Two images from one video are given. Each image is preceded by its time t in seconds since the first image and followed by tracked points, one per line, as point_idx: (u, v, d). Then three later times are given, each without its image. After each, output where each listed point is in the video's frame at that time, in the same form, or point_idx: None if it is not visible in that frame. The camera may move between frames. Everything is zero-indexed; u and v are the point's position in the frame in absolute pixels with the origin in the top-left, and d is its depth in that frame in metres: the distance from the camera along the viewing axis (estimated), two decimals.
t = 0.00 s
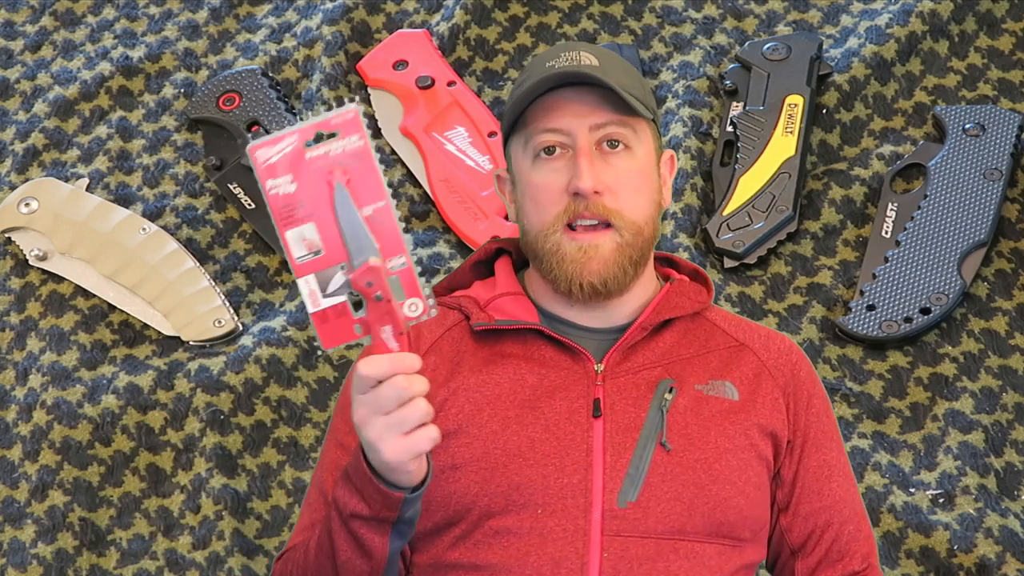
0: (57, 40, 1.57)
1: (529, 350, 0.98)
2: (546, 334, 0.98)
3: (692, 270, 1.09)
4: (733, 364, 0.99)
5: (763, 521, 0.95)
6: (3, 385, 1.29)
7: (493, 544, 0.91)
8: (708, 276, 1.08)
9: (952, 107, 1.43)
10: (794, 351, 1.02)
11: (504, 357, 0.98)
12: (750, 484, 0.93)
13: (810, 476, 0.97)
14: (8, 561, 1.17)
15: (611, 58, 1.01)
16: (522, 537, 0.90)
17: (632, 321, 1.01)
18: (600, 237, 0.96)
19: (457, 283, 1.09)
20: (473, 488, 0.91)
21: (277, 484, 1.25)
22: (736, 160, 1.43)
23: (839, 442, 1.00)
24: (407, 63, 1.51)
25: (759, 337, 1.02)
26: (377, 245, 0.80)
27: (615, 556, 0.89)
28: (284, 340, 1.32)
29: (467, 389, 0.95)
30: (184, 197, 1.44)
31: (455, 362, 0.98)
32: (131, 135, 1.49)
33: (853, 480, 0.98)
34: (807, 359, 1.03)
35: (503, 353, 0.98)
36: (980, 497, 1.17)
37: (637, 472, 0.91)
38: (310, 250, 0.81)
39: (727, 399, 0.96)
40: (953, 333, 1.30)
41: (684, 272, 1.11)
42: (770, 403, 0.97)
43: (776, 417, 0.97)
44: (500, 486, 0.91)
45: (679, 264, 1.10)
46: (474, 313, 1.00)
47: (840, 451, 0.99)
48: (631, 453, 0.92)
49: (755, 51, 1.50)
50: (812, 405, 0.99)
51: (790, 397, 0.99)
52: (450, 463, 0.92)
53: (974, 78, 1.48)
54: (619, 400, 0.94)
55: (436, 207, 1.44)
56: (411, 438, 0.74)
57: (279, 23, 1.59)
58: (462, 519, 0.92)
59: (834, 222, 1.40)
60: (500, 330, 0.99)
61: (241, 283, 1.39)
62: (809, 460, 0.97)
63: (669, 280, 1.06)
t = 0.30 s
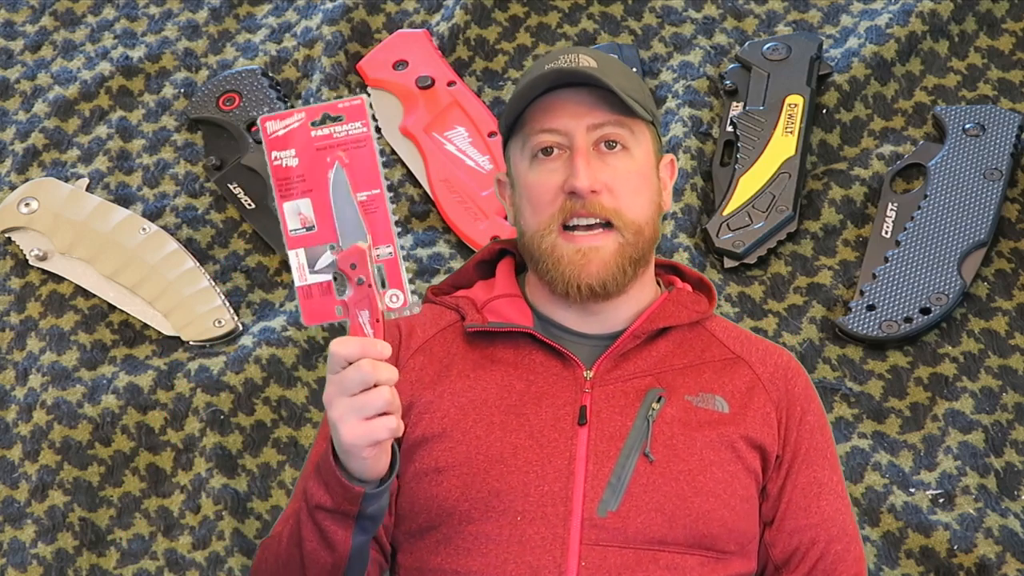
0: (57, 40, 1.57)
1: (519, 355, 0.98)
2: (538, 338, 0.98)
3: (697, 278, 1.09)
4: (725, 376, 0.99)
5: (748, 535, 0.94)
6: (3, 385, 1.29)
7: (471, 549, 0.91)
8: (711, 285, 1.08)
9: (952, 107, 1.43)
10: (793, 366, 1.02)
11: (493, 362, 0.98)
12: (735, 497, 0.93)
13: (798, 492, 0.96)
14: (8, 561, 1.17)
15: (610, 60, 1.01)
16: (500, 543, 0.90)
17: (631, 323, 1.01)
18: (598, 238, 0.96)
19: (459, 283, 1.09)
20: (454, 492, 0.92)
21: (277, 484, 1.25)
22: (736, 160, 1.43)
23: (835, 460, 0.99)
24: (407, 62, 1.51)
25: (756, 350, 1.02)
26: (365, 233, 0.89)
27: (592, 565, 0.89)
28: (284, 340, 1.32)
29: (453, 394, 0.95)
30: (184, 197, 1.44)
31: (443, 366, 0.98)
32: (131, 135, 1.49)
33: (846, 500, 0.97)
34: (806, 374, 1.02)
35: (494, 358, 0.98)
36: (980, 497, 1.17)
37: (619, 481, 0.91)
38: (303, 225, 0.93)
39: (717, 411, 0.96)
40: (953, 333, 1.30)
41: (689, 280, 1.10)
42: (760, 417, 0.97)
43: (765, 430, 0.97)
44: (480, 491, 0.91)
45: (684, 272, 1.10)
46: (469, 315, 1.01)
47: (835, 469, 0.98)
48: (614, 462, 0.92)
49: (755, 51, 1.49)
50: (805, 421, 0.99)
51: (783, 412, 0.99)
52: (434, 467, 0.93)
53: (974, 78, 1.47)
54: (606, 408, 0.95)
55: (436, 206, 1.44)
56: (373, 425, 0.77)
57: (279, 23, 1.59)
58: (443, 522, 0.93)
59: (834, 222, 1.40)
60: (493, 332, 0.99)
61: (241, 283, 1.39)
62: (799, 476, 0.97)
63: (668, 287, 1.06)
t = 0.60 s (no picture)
0: (57, 40, 1.57)
1: (514, 360, 0.98)
2: (534, 342, 0.98)
3: (693, 279, 1.09)
4: (721, 381, 0.98)
5: (743, 540, 0.95)
6: (3, 385, 1.29)
7: (466, 556, 0.92)
8: (709, 287, 1.07)
9: (952, 107, 1.43)
10: (789, 368, 1.02)
11: (487, 367, 0.97)
12: (730, 504, 0.93)
13: (795, 497, 0.97)
14: (8, 561, 1.17)
15: (608, 62, 1.00)
16: (495, 552, 0.91)
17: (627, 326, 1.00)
18: (593, 247, 0.96)
19: (456, 283, 1.09)
20: (450, 499, 0.92)
21: (277, 484, 1.25)
22: (736, 159, 1.43)
23: (831, 463, 0.99)
24: (407, 62, 1.51)
25: (751, 353, 1.01)
26: (350, 300, 0.78)
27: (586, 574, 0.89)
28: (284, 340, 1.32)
29: (448, 401, 0.95)
30: (184, 197, 1.44)
31: (438, 372, 0.97)
32: (130, 135, 1.49)
33: (842, 503, 0.98)
34: (801, 377, 1.02)
35: (489, 362, 0.98)
36: (980, 497, 1.17)
37: (614, 489, 0.91)
38: (282, 303, 0.78)
39: (712, 418, 0.96)
40: (953, 333, 1.30)
41: (685, 281, 1.10)
42: (755, 424, 0.97)
43: (760, 436, 0.97)
44: (476, 499, 0.92)
45: (681, 273, 1.10)
46: (465, 317, 1.00)
47: (831, 473, 0.98)
48: (609, 470, 0.92)
49: (755, 51, 1.50)
50: (800, 425, 0.99)
51: (778, 417, 0.99)
52: (429, 473, 0.93)
53: (974, 78, 1.48)
54: (601, 414, 0.94)
55: (436, 207, 1.44)
56: (367, 493, 0.75)
57: (279, 23, 1.59)
58: (438, 529, 0.93)
59: (834, 222, 1.40)
60: (489, 336, 0.99)
61: (241, 283, 1.39)
62: (795, 480, 0.97)
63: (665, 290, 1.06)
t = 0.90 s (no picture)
0: (57, 40, 1.57)
1: (497, 358, 0.98)
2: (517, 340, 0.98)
3: (673, 272, 1.09)
4: (705, 371, 0.99)
5: (734, 528, 0.95)
6: (3, 385, 1.29)
7: (455, 552, 0.91)
8: (689, 279, 1.08)
9: (952, 107, 1.43)
10: (772, 356, 1.02)
11: (471, 366, 0.97)
12: (718, 492, 0.93)
13: (783, 484, 0.96)
14: (8, 561, 1.17)
15: (578, 63, 1.00)
16: (484, 548, 0.91)
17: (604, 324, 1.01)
18: (573, 247, 0.96)
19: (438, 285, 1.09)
20: (437, 496, 0.92)
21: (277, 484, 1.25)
22: (736, 160, 1.43)
23: (819, 448, 0.99)
24: (407, 62, 1.51)
25: (735, 342, 1.02)
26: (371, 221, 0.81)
27: (576, 567, 0.89)
28: (284, 340, 1.32)
29: (432, 399, 0.95)
30: (184, 197, 1.44)
31: (422, 372, 0.97)
32: (131, 135, 1.49)
33: (832, 489, 0.97)
34: (785, 364, 1.02)
35: (472, 361, 0.98)
36: (980, 497, 1.17)
37: (601, 482, 0.92)
38: (306, 212, 0.81)
39: (697, 407, 0.96)
40: (953, 333, 1.30)
41: (665, 275, 1.11)
42: (740, 411, 0.97)
43: (745, 424, 0.97)
44: (463, 495, 0.92)
45: (661, 266, 1.10)
46: (446, 318, 1.01)
47: (819, 459, 0.98)
48: (595, 462, 0.92)
49: (755, 51, 1.49)
50: (786, 411, 0.99)
51: (763, 404, 0.99)
52: (416, 471, 0.93)
53: (974, 78, 1.48)
54: (586, 408, 0.95)
55: (436, 206, 1.44)
56: (353, 425, 0.74)
57: (279, 23, 1.59)
58: (427, 527, 0.93)
59: (834, 222, 1.40)
60: (472, 336, 0.99)
61: (241, 283, 1.39)
62: (782, 467, 0.97)
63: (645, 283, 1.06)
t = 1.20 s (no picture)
0: (57, 40, 1.57)
1: (490, 356, 0.98)
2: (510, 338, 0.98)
3: (667, 274, 1.09)
4: (697, 370, 0.99)
5: (726, 526, 0.95)
6: (3, 385, 1.29)
7: (446, 548, 0.91)
8: (683, 281, 1.08)
9: (952, 107, 1.43)
10: (764, 358, 1.02)
11: (464, 364, 0.98)
12: (710, 489, 0.93)
13: (775, 483, 0.97)
14: (8, 561, 1.17)
15: (564, 61, 1.01)
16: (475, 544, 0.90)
17: (598, 321, 1.01)
18: (559, 240, 0.96)
19: (433, 288, 1.09)
20: (430, 493, 0.92)
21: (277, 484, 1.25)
22: (736, 160, 1.43)
23: (811, 449, 0.99)
24: (407, 63, 1.52)
25: (728, 343, 1.02)
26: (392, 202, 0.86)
27: (568, 562, 0.89)
28: (284, 340, 1.32)
29: (425, 396, 0.95)
30: (184, 197, 1.44)
31: (416, 369, 0.98)
32: (131, 135, 1.49)
33: (824, 489, 0.97)
34: (778, 365, 1.03)
35: (465, 359, 0.98)
36: (980, 497, 1.17)
37: (594, 477, 0.91)
38: (334, 186, 0.86)
39: (690, 405, 0.96)
40: (953, 333, 1.30)
41: (659, 277, 1.11)
42: (733, 410, 0.97)
43: (738, 422, 0.97)
44: (456, 491, 0.91)
45: (655, 269, 1.10)
46: (439, 317, 1.01)
47: (811, 459, 0.98)
48: (588, 458, 0.92)
49: (755, 51, 1.49)
50: (778, 412, 0.99)
51: (756, 404, 0.99)
52: (408, 467, 0.93)
53: (974, 78, 1.48)
54: (579, 404, 0.95)
55: (435, 206, 1.44)
56: (353, 387, 0.75)
57: (279, 23, 1.59)
58: (418, 523, 0.93)
59: (834, 222, 1.40)
60: (464, 333, 0.99)
61: (241, 283, 1.39)
62: (775, 466, 0.97)
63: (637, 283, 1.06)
